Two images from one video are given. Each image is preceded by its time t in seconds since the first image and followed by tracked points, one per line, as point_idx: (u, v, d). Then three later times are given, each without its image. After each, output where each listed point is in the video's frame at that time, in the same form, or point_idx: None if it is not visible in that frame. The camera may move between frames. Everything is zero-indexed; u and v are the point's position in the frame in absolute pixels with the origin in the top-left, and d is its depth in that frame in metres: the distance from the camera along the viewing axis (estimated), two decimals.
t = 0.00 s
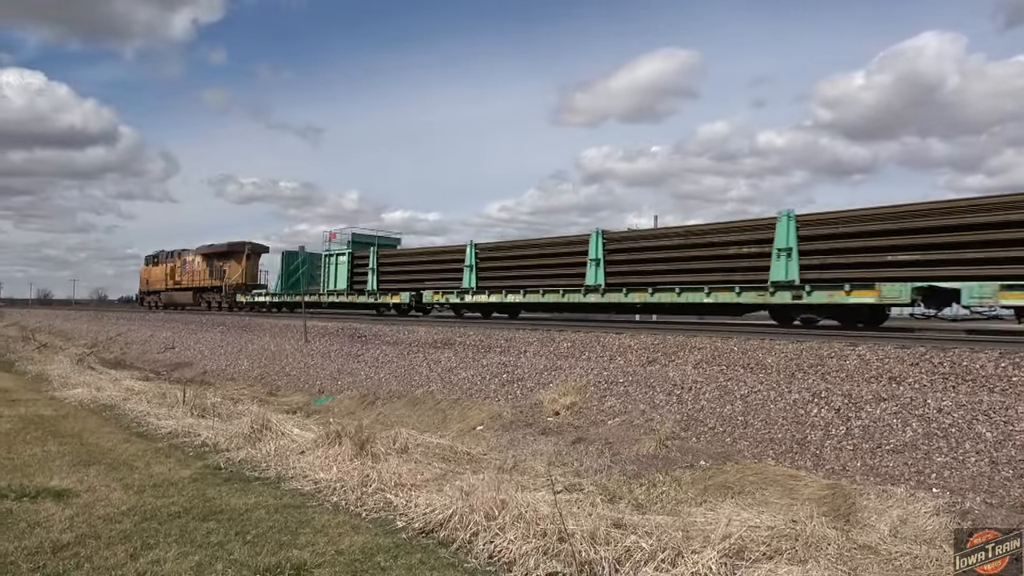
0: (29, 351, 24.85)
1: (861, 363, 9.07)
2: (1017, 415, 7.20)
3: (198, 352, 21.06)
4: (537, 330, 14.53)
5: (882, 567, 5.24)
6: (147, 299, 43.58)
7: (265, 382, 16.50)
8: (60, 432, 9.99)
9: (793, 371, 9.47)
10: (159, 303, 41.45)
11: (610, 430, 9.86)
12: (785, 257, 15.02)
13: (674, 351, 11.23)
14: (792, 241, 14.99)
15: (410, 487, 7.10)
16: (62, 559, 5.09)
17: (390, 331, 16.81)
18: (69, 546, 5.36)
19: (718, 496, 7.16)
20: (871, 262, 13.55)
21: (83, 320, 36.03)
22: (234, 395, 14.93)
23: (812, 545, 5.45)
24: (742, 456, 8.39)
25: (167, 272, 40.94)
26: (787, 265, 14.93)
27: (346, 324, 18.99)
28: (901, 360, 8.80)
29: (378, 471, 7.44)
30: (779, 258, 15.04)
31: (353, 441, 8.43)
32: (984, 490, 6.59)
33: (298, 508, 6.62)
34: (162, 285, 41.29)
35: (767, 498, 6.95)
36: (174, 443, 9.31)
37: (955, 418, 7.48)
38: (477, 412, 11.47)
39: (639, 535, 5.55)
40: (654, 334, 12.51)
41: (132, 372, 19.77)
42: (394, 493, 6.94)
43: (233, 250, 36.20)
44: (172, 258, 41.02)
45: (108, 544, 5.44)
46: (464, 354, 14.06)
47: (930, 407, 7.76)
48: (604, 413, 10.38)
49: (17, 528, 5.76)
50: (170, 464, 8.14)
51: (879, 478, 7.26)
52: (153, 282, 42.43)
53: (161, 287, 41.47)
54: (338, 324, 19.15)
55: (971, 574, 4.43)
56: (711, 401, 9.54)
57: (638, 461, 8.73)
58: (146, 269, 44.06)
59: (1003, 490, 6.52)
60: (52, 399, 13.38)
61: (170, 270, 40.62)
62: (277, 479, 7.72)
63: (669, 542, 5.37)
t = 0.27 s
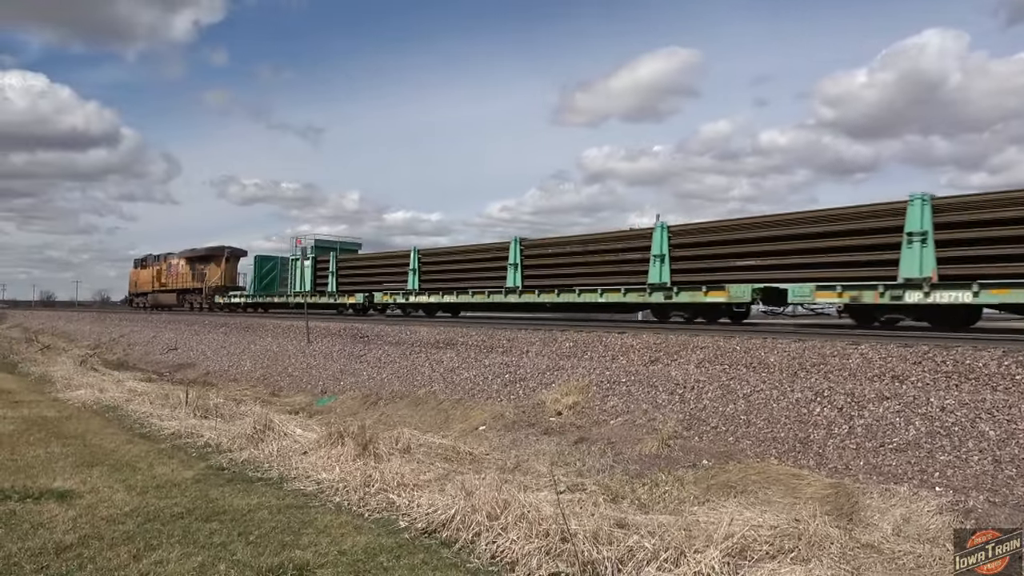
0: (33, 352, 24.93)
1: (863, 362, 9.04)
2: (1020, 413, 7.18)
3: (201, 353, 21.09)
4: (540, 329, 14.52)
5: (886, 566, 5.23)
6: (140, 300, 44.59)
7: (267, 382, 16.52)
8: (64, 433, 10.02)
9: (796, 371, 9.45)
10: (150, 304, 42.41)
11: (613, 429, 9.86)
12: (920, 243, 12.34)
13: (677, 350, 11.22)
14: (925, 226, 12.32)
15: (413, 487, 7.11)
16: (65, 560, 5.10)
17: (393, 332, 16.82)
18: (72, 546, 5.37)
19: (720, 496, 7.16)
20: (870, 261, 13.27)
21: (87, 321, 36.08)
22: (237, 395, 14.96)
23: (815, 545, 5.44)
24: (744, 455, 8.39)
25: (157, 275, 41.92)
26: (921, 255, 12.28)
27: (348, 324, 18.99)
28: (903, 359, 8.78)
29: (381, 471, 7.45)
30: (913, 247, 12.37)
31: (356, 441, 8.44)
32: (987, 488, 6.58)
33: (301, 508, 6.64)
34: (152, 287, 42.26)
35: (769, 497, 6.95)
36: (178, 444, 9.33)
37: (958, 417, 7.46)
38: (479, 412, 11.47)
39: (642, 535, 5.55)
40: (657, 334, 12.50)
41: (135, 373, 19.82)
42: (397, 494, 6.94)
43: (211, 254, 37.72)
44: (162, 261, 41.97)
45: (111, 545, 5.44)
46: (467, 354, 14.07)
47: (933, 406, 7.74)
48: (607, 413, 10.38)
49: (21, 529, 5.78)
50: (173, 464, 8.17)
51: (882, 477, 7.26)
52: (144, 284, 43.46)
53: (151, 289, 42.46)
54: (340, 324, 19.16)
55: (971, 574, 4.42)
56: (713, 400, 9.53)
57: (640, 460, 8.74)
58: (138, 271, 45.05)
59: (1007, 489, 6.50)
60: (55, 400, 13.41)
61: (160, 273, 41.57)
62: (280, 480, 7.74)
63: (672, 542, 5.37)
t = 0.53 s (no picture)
0: (37, 351, 24.97)
1: (867, 361, 9.02)
2: None
3: (204, 352, 21.11)
4: (543, 329, 14.51)
5: (890, 566, 5.21)
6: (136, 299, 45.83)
7: (270, 381, 16.53)
8: (68, 431, 10.03)
9: (800, 370, 9.43)
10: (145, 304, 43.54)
11: (616, 429, 9.86)
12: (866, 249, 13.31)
13: (680, 349, 11.20)
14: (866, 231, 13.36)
15: (417, 486, 7.11)
16: (69, 558, 5.11)
17: (396, 331, 16.82)
18: (76, 545, 5.38)
19: (724, 495, 7.14)
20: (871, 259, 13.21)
21: (90, 320, 36.12)
22: (240, 394, 14.97)
23: (819, 545, 5.43)
24: (748, 455, 8.38)
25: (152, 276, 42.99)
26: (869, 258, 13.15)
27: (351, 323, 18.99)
28: (908, 358, 8.76)
29: (385, 470, 7.45)
30: (752, 254, 14.74)
31: (359, 440, 8.45)
32: (992, 488, 6.56)
33: (304, 507, 6.64)
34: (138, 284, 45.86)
35: (773, 497, 6.94)
36: (181, 443, 9.33)
37: (963, 417, 7.44)
38: (482, 412, 11.46)
39: (646, 534, 5.54)
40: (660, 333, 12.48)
41: (138, 372, 19.84)
42: (400, 493, 6.94)
43: (194, 258, 39.94)
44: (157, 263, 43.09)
45: (116, 543, 5.45)
46: (469, 353, 14.07)
47: (937, 406, 7.72)
48: (610, 412, 10.37)
49: (26, 527, 5.78)
50: (177, 463, 8.17)
51: (886, 476, 7.24)
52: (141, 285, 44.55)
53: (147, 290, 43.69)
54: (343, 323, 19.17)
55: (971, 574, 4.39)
56: (717, 399, 9.52)
57: (643, 459, 8.73)
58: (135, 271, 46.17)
59: (1012, 489, 6.49)
60: (59, 399, 13.43)
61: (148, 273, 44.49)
62: (283, 479, 7.74)
63: (676, 541, 5.36)
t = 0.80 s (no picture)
0: (45, 350, 25.10)
1: (874, 361, 8.98)
2: None
3: (210, 351, 21.17)
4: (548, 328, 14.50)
5: (896, 567, 5.19)
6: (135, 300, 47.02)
7: (276, 380, 16.57)
8: (75, 430, 10.07)
9: (806, 369, 9.40)
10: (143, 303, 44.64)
11: (621, 428, 9.84)
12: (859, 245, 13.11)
13: (686, 349, 11.17)
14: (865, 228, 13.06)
15: (422, 485, 7.11)
16: (76, 557, 5.12)
17: (401, 330, 16.82)
18: (83, 543, 5.40)
19: (730, 495, 7.12)
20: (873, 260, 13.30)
21: (97, 319, 36.25)
22: (246, 393, 15.02)
23: (825, 545, 5.41)
24: (753, 454, 8.36)
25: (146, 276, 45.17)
26: (860, 256, 13.03)
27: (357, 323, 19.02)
28: (915, 358, 8.72)
29: (390, 469, 7.46)
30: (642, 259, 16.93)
31: (365, 440, 8.46)
32: (1000, 488, 6.52)
33: (310, 506, 6.65)
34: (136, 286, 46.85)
35: (779, 496, 6.92)
36: (187, 442, 9.35)
37: (970, 417, 7.40)
38: (488, 411, 11.47)
39: (651, 534, 5.53)
40: (666, 332, 12.45)
41: (145, 370, 19.90)
42: (405, 492, 6.95)
43: (183, 258, 42.00)
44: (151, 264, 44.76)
45: (122, 541, 5.46)
46: (475, 352, 14.07)
47: (944, 405, 7.68)
48: (615, 412, 10.36)
49: (33, 525, 5.81)
50: (183, 462, 8.20)
51: (893, 476, 7.21)
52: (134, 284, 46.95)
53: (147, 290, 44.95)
54: (348, 323, 19.19)
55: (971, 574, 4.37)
56: (722, 399, 9.49)
57: (649, 459, 8.71)
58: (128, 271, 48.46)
59: (1019, 489, 6.45)
60: (66, 397, 13.48)
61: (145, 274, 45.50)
62: (288, 477, 7.75)
63: (681, 541, 5.35)
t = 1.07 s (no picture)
0: (32, 349, 24.91)
1: (863, 360, 9.03)
2: (1020, 412, 7.17)
3: (200, 351, 21.07)
4: (540, 328, 14.50)
5: (885, 565, 5.22)
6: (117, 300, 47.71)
7: (266, 380, 16.51)
8: (63, 430, 10.01)
9: (795, 369, 9.44)
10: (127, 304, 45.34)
11: (611, 428, 9.86)
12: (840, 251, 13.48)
13: (676, 348, 11.20)
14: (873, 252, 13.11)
15: (412, 485, 7.10)
16: (64, 557, 5.09)
17: (392, 330, 16.79)
18: (70, 544, 5.36)
19: (719, 494, 7.15)
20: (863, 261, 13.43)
21: (86, 319, 36.03)
22: (236, 393, 14.97)
23: (814, 544, 5.44)
24: (743, 454, 8.39)
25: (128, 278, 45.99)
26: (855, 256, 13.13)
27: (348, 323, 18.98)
28: (903, 358, 8.77)
29: (380, 469, 7.45)
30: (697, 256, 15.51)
31: (355, 440, 8.45)
32: (987, 487, 6.58)
33: (299, 506, 6.63)
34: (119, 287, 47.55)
35: (768, 496, 6.95)
36: (176, 441, 9.31)
37: (958, 416, 7.46)
38: (478, 410, 11.47)
39: (641, 533, 5.55)
40: (657, 332, 12.48)
41: (134, 370, 19.80)
42: (396, 491, 6.94)
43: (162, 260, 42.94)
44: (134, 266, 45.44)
45: (110, 542, 5.44)
46: (466, 352, 14.06)
47: (932, 405, 7.74)
48: (606, 411, 10.38)
49: (20, 526, 5.77)
50: (171, 462, 8.16)
51: (881, 476, 7.26)
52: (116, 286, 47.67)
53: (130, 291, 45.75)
54: (338, 322, 19.15)
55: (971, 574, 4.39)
56: (713, 398, 9.53)
57: (639, 459, 8.73)
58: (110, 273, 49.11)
59: (1006, 488, 6.50)
60: (54, 397, 13.39)
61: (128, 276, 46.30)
62: (279, 477, 7.73)
63: (671, 540, 5.37)
